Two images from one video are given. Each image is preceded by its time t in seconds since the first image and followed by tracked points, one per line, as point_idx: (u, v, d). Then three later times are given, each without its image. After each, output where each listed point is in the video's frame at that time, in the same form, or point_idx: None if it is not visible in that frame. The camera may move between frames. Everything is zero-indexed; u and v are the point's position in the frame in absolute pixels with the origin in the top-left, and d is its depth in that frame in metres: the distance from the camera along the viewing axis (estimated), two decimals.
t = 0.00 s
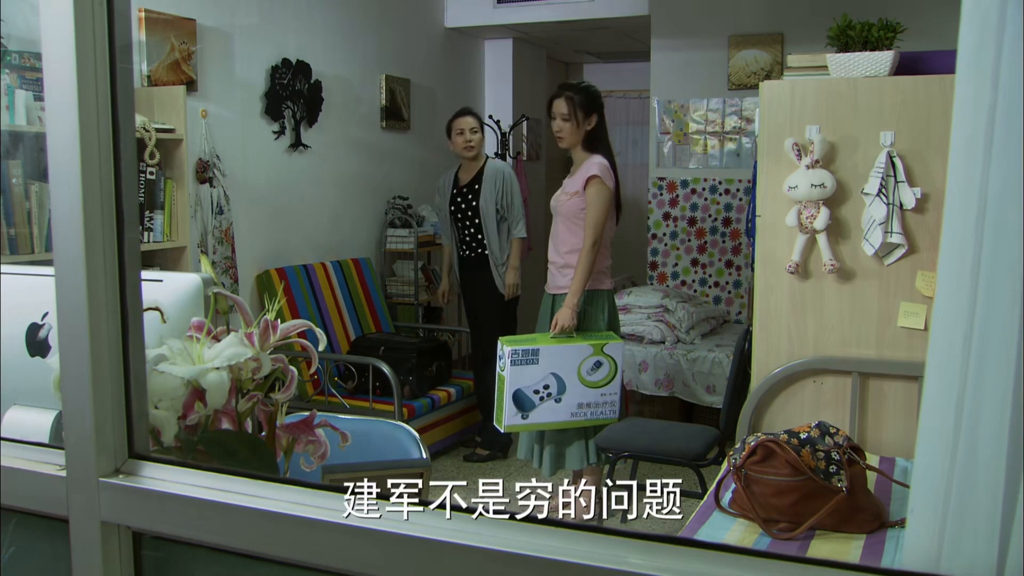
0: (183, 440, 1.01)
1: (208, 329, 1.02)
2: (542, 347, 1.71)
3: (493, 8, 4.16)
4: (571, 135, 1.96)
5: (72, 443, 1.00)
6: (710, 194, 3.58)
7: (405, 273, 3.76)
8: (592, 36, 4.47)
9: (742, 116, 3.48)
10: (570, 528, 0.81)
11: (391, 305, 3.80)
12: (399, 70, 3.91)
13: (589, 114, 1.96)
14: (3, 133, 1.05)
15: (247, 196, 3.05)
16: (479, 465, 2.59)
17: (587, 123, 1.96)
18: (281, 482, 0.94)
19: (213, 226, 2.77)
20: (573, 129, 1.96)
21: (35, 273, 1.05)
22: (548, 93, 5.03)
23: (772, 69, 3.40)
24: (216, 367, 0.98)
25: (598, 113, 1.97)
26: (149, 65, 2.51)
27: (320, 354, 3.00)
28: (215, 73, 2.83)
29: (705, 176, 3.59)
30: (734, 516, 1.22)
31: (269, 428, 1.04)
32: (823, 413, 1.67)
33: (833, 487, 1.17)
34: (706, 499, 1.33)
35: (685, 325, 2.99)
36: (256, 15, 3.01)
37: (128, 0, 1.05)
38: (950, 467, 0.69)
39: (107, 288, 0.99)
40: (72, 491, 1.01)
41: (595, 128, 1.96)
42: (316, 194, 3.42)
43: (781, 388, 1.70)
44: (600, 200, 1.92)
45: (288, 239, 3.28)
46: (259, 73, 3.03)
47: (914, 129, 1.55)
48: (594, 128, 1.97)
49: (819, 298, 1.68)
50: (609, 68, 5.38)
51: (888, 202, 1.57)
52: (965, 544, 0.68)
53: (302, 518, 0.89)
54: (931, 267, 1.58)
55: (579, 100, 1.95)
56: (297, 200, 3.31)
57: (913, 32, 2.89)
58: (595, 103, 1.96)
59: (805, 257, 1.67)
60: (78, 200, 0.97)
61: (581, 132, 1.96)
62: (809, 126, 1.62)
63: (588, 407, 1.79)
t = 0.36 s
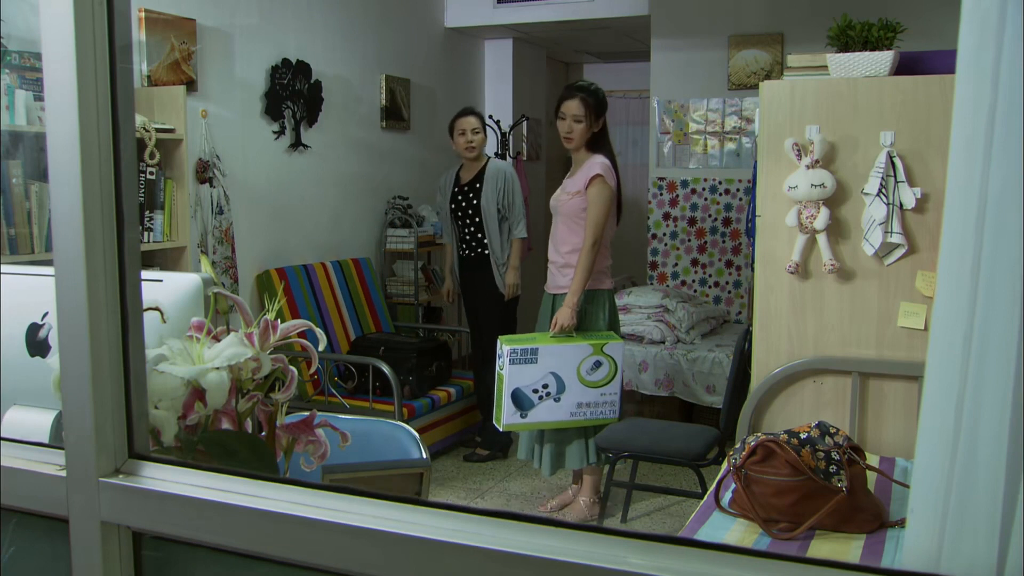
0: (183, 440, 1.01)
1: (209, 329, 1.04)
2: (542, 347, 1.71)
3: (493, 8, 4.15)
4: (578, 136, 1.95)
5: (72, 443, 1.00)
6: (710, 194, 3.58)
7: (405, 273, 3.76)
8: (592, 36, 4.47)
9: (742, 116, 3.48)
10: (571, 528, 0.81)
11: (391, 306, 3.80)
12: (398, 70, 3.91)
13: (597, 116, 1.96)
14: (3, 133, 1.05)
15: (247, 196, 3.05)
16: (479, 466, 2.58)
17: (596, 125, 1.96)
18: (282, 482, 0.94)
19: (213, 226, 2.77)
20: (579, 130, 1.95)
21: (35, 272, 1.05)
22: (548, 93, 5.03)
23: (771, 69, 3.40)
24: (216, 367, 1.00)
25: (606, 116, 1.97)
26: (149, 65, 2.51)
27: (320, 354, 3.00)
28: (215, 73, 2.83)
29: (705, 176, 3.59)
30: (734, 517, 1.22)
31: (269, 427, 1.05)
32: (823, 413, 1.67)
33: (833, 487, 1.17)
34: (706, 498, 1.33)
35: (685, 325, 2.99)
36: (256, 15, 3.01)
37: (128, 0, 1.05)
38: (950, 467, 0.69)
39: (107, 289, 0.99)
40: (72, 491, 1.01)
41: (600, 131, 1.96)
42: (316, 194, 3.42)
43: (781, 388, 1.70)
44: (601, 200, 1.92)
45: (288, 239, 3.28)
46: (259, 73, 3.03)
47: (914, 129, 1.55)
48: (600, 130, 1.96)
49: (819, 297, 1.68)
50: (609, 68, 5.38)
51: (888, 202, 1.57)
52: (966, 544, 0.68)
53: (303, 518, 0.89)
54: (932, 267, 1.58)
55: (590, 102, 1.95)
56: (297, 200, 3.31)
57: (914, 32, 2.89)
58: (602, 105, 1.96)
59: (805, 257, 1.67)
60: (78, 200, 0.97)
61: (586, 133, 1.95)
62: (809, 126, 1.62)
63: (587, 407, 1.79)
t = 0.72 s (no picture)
0: (183, 440, 1.01)
1: (209, 329, 1.03)
2: (541, 346, 1.72)
3: (493, 8, 4.15)
4: (578, 136, 1.94)
5: (72, 443, 1.00)
6: (710, 194, 3.58)
7: (405, 273, 3.76)
8: (592, 36, 4.47)
9: (742, 116, 3.48)
10: (572, 528, 0.81)
11: (391, 306, 3.80)
12: (399, 70, 3.91)
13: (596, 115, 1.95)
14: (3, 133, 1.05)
15: (247, 196, 3.05)
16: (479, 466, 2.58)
17: (595, 124, 1.95)
18: (282, 482, 0.94)
19: (213, 226, 2.77)
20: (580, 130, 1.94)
21: (35, 272, 1.05)
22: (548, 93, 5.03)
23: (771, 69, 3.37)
24: (216, 367, 0.98)
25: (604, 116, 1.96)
26: (149, 65, 2.51)
27: (320, 354, 3.00)
28: (215, 73, 2.83)
29: (705, 176, 3.59)
30: (734, 517, 1.22)
31: (269, 428, 1.04)
32: (823, 413, 1.67)
33: (833, 487, 1.17)
34: (706, 499, 1.32)
35: (685, 325, 2.99)
36: (256, 15, 3.01)
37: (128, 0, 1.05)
38: (950, 467, 0.68)
39: (107, 289, 0.99)
40: (72, 491, 1.01)
41: (599, 132, 1.95)
42: (316, 194, 3.42)
43: (781, 388, 1.70)
44: (602, 200, 1.92)
45: (288, 239, 3.28)
46: (259, 73, 3.03)
47: (914, 129, 1.55)
48: (598, 132, 1.96)
49: (819, 297, 1.68)
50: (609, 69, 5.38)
51: (888, 202, 1.57)
52: (966, 544, 0.68)
53: (302, 518, 0.89)
54: (932, 267, 1.58)
55: (589, 103, 1.94)
56: (297, 200, 3.31)
57: (914, 32, 2.89)
58: (600, 104, 1.95)
59: (805, 257, 1.67)
60: (78, 200, 0.97)
61: (585, 133, 1.95)
62: (809, 126, 1.62)
63: (588, 407, 1.79)
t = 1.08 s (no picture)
0: (183, 440, 1.01)
1: (209, 329, 1.03)
2: (541, 347, 1.71)
3: (493, 8, 4.15)
4: (572, 135, 1.95)
5: (72, 443, 1.00)
6: (710, 194, 3.59)
7: (405, 273, 3.76)
8: (592, 36, 4.47)
9: (742, 116, 3.47)
10: (571, 528, 0.81)
11: (391, 306, 3.80)
12: (398, 70, 3.91)
13: (587, 113, 1.95)
14: (3, 133, 1.05)
15: (247, 196, 3.05)
16: (479, 466, 2.58)
17: (586, 123, 1.95)
18: (282, 482, 0.94)
19: (213, 226, 2.77)
20: (573, 130, 1.94)
21: (35, 272, 1.05)
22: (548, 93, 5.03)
23: (772, 69, 3.35)
24: (216, 367, 0.98)
25: (596, 114, 1.96)
26: (149, 65, 2.51)
27: (320, 354, 3.00)
28: (215, 73, 2.83)
29: (705, 176, 3.59)
30: (734, 517, 1.22)
31: (269, 428, 1.04)
32: (823, 413, 1.67)
33: (833, 487, 1.17)
34: (706, 499, 1.32)
35: (685, 325, 2.99)
36: (256, 15, 3.00)
37: (128, 0, 1.05)
38: (950, 467, 0.68)
39: (107, 289, 0.99)
40: (72, 491, 1.01)
41: (593, 131, 1.95)
42: (316, 194, 3.42)
43: (780, 388, 1.70)
44: (601, 199, 1.92)
45: (288, 240, 3.28)
46: (259, 73, 3.03)
47: (914, 129, 1.55)
48: (591, 131, 1.96)
49: (819, 297, 1.68)
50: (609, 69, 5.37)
51: (888, 202, 1.57)
52: (965, 543, 0.68)
53: (303, 518, 0.89)
54: (931, 267, 1.58)
55: (578, 102, 1.94)
56: (297, 200, 3.31)
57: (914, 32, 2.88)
58: (589, 103, 1.95)
59: (805, 257, 1.67)
60: (78, 200, 0.97)
61: (578, 133, 1.95)
62: (809, 126, 1.62)
63: (587, 407, 1.79)
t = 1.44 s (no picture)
0: (183, 440, 1.01)
1: (209, 329, 1.03)
2: (542, 342, 1.73)
3: (493, 8, 4.15)
4: (557, 135, 1.96)
5: (72, 443, 1.00)
6: (710, 194, 3.59)
7: (405, 273, 3.77)
8: (592, 36, 4.47)
9: (742, 116, 3.46)
10: (571, 528, 0.81)
11: (391, 306, 3.80)
12: (398, 70, 3.91)
13: (569, 111, 1.96)
14: (3, 133, 1.05)
15: (247, 196, 3.05)
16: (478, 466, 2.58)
17: (567, 122, 1.96)
18: (282, 482, 0.94)
19: (213, 226, 2.77)
20: (558, 130, 1.96)
21: (35, 272, 1.05)
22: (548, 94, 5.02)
23: (772, 69, 3.32)
24: (216, 367, 0.98)
25: (577, 110, 1.97)
26: (149, 65, 2.51)
27: (320, 354, 3.00)
28: (215, 73, 2.83)
29: (705, 176, 3.59)
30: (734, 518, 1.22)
31: (269, 428, 1.04)
32: (823, 413, 1.67)
33: (833, 487, 1.17)
34: (706, 499, 1.32)
35: (685, 326, 3.01)
36: (256, 15, 3.01)
37: (129, 1, 1.05)
38: (950, 467, 0.68)
39: (107, 289, 0.99)
40: (72, 491, 1.01)
41: (578, 130, 1.96)
42: (316, 195, 3.42)
43: (781, 388, 1.70)
44: (593, 196, 1.91)
45: (288, 240, 3.28)
46: (259, 73, 3.03)
47: (914, 129, 1.55)
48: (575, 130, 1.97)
49: (819, 298, 1.68)
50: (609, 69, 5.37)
51: (888, 202, 1.57)
52: (965, 543, 0.68)
53: (303, 518, 0.89)
54: (932, 267, 1.58)
55: (556, 103, 1.95)
56: (297, 200, 3.32)
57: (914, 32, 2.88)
58: (570, 102, 1.96)
59: (805, 257, 1.67)
60: (78, 200, 0.97)
61: (563, 133, 1.96)
62: (809, 126, 1.62)
63: (588, 406, 1.76)
